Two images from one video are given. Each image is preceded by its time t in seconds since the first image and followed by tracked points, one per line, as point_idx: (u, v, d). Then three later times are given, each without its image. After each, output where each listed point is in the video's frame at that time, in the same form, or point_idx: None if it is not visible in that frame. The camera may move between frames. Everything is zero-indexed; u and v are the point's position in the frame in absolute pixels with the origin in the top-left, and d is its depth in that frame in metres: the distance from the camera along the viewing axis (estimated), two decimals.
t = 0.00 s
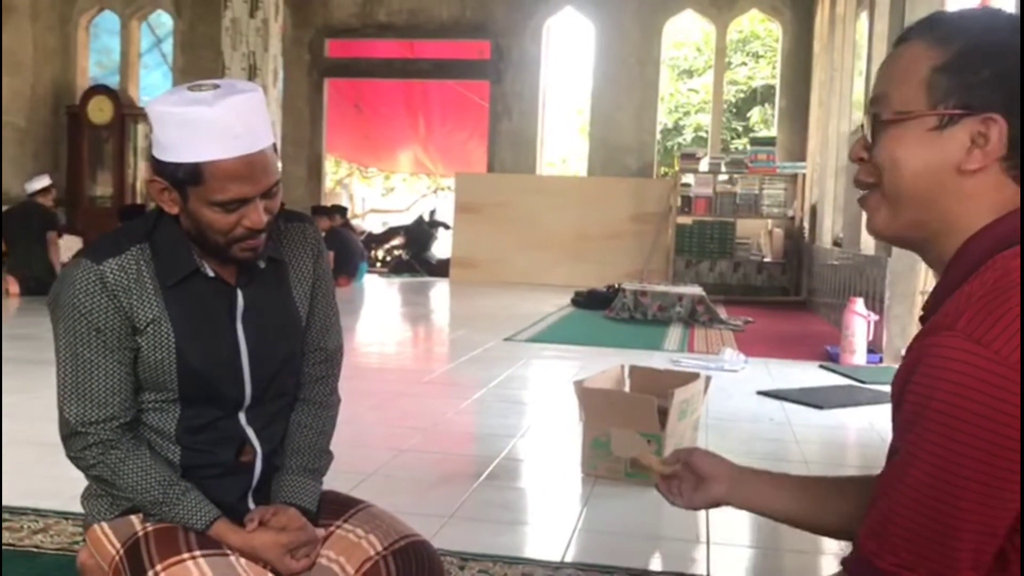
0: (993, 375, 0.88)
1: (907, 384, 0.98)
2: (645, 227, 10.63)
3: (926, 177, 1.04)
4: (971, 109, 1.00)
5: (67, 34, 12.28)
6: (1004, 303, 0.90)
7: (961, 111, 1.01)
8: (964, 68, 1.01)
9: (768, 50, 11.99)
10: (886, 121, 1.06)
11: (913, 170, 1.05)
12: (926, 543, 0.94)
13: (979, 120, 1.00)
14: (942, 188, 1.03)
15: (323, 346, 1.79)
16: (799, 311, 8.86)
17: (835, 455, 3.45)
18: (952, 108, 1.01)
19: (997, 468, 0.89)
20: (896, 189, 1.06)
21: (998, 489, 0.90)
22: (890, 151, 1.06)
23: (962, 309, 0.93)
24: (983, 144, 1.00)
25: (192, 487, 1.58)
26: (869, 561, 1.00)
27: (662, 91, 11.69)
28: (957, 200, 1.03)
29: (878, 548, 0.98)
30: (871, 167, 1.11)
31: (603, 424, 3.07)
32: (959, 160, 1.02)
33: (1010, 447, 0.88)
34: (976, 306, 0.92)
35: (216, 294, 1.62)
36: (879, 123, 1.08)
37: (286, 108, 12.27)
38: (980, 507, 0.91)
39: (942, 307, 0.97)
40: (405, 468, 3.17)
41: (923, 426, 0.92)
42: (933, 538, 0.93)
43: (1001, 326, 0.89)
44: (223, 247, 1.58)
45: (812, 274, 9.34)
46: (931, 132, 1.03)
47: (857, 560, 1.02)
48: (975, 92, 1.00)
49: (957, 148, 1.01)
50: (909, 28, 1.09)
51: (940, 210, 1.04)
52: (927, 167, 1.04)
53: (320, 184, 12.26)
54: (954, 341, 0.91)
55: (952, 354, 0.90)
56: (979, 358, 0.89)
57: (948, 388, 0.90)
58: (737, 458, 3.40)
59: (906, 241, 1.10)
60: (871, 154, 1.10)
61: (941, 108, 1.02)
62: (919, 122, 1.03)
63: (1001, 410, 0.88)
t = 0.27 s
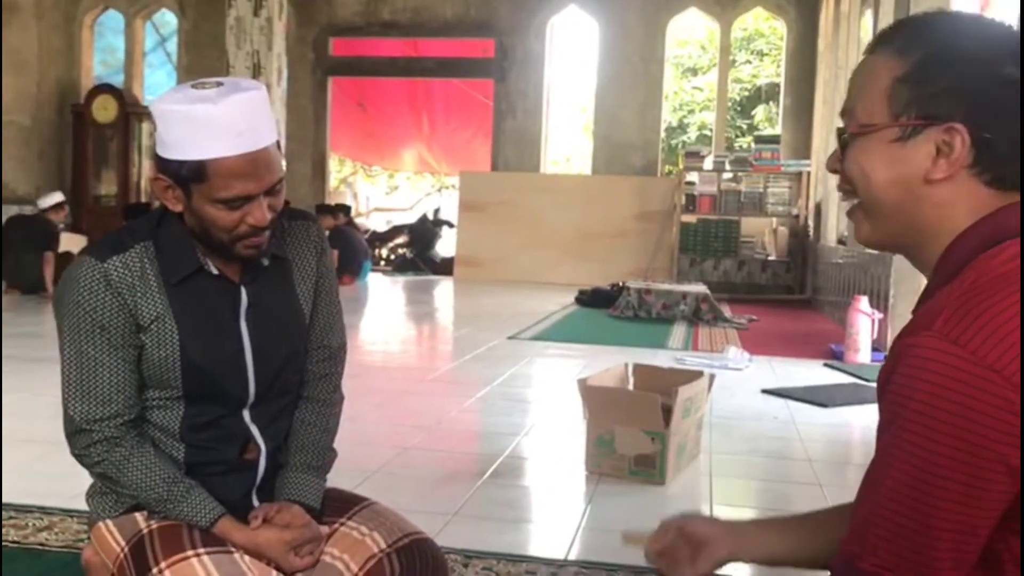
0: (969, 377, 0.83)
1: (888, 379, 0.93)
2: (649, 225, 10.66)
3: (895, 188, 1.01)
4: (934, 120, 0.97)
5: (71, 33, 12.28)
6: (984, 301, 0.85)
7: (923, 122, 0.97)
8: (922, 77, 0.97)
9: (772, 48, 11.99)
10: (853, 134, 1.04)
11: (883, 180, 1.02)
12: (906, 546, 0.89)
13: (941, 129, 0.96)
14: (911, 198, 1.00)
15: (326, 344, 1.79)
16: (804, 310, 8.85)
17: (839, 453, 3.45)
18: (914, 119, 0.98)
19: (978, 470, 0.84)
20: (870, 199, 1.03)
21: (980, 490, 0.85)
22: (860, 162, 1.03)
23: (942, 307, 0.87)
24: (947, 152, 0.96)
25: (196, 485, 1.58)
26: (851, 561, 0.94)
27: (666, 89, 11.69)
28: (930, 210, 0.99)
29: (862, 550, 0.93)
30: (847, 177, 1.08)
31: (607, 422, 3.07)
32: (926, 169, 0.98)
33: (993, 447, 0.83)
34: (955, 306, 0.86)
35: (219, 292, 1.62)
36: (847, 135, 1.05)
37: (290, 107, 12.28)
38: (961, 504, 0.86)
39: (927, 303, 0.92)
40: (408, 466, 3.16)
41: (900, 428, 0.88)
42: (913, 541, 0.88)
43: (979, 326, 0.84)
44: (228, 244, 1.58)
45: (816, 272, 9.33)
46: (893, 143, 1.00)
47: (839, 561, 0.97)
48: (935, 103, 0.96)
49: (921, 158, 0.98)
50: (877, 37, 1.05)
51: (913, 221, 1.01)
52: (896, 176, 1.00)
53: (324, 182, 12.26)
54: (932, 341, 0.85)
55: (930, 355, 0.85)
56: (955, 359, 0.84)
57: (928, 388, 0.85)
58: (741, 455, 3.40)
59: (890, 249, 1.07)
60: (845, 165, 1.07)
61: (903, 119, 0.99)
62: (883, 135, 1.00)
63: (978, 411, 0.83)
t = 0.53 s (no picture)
0: (968, 374, 0.82)
1: (887, 380, 0.92)
2: (651, 222, 10.62)
3: (887, 181, 0.99)
4: (925, 113, 0.95)
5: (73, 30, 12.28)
6: (984, 297, 0.84)
7: (915, 115, 0.96)
8: (915, 70, 0.96)
9: (775, 44, 11.96)
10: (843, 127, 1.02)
11: (874, 173, 1.00)
12: (911, 547, 0.88)
13: (934, 123, 0.95)
14: (903, 191, 0.98)
15: (328, 340, 1.79)
16: (806, 306, 8.84)
17: (842, 450, 3.44)
18: (906, 113, 0.96)
19: (980, 470, 0.84)
20: (862, 193, 1.02)
21: (984, 487, 0.84)
22: (850, 157, 1.02)
23: (940, 305, 0.87)
24: (939, 147, 0.95)
25: (197, 481, 1.58)
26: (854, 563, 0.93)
27: (668, 85, 11.67)
28: (920, 204, 0.98)
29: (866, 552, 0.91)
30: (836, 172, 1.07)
31: (609, 418, 3.07)
32: (917, 163, 0.97)
33: (997, 442, 0.82)
34: (951, 303, 0.86)
35: (220, 288, 1.62)
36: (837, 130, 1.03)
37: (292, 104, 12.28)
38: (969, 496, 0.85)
39: (924, 302, 0.92)
40: (410, 463, 3.16)
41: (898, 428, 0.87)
42: (915, 541, 0.87)
43: (980, 322, 0.83)
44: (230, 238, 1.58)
45: (819, 268, 9.31)
46: (885, 137, 0.98)
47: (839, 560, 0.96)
48: (928, 96, 0.95)
49: (913, 151, 0.97)
50: (868, 29, 1.04)
51: (903, 215, 1.00)
52: (888, 171, 0.99)
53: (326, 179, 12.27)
54: (932, 340, 0.85)
55: (929, 353, 0.84)
56: (953, 356, 0.83)
57: (924, 389, 0.85)
58: (743, 452, 3.39)
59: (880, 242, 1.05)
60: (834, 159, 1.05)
61: (895, 113, 0.97)
62: (875, 128, 0.99)
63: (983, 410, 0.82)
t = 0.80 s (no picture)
0: (987, 360, 0.85)
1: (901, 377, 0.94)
2: (653, 218, 10.59)
3: (931, 165, 1.01)
4: (973, 98, 0.98)
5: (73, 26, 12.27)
6: (998, 287, 0.87)
7: (964, 100, 0.98)
8: (964, 56, 0.98)
9: (777, 40, 11.93)
10: (886, 110, 1.02)
11: (917, 157, 1.02)
12: (944, 538, 0.89)
13: (982, 108, 0.98)
14: (945, 176, 1.01)
15: (329, 333, 1.78)
16: (807, 302, 8.83)
17: (843, 446, 3.43)
18: (956, 97, 0.99)
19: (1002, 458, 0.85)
20: (901, 177, 1.03)
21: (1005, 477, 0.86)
22: (891, 139, 1.03)
23: (958, 293, 0.90)
24: (988, 132, 0.97)
25: (200, 476, 1.58)
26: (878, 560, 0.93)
27: (669, 81, 11.65)
28: (959, 189, 1.01)
29: (889, 547, 0.92)
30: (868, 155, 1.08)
31: (610, 413, 3.07)
32: (964, 148, 0.99)
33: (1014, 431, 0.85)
34: (969, 294, 0.88)
35: (224, 278, 1.62)
36: (875, 111, 1.03)
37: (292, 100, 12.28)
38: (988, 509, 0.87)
39: (936, 293, 0.94)
40: (411, 458, 3.16)
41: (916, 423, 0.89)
42: (945, 533, 0.88)
43: (993, 310, 0.86)
44: (251, 220, 1.59)
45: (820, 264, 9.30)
46: (932, 121, 1.00)
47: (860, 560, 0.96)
48: (981, 81, 0.97)
49: (960, 136, 0.99)
50: (904, 16, 1.06)
51: (943, 199, 1.02)
52: (931, 154, 1.01)
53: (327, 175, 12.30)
54: (952, 329, 0.87)
55: (949, 344, 0.86)
56: (973, 342, 0.86)
57: (944, 384, 0.86)
58: (745, 447, 3.40)
59: (909, 230, 1.07)
60: (868, 141, 1.06)
61: (942, 97, 0.99)
62: (921, 112, 1.00)
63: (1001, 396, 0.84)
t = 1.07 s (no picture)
0: (1007, 346, 0.85)
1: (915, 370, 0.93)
2: (653, 215, 10.62)
3: (945, 155, 1.01)
4: (990, 88, 0.98)
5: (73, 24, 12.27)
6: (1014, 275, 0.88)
7: (980, 89, 0.98)
8: (982, 47, 0.98)
9: (777, 37, 11.91)
10: (902, 98, 1.03)
11: (932, 146, 1.02)
12: (956, 522, 0.88)
13: (998, 98, 0.97)
14: (957, 165, 1.01)
15: (324, 328, 1.78)
16: (808, 300, 8.82)
17: (844, 442, 3.43)
18: (972, 87, 0.99)
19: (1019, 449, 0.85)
20: (914, 166, 1.03)
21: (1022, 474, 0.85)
22: (906, 128, 1.03)
23: (976, 282, 0.89)
24: (1002, 123, 0.97)
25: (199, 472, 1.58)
26: (892, 550, 0.92)
27: (669, 78, 11.65)
28: (973, 179, 1.00)
29: (906, 537, 0.91)
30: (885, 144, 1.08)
31: (611, 410, 3.07)
32: (978, 138, 0.99)
33: None
34: (988, 281, 0.88)
35: (219, 273, 1.62)
36: (893, 99, 1.04)
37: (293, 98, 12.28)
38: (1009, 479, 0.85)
39: (950, 286, 0.94)
40: (411, 455, 3.16)
41: (932, 415, 0.88)
42: (961, 521, 0.87)
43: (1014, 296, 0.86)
44: (238, 216, 1.59)
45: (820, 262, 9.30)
46: (949, 109, 1.00)
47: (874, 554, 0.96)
48: (995, 71, 0.97)
49: (974, 126, 0.99)
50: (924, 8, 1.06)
51: (955, 190, 1.02)
52: (945, 143, 1.01)
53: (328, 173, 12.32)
54: (972, 315, 0.87)
55: (974, 324, 0.86)
56: (994, 326, 0.85)
57: (972, 356, 0.86)
58: (745, 444, 3.39)
59: (922, 219, 1.07)
60: (885, 130, 1.06)
61: (959, 86, 0.99)
62: (938, 100, 1.00)
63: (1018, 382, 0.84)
